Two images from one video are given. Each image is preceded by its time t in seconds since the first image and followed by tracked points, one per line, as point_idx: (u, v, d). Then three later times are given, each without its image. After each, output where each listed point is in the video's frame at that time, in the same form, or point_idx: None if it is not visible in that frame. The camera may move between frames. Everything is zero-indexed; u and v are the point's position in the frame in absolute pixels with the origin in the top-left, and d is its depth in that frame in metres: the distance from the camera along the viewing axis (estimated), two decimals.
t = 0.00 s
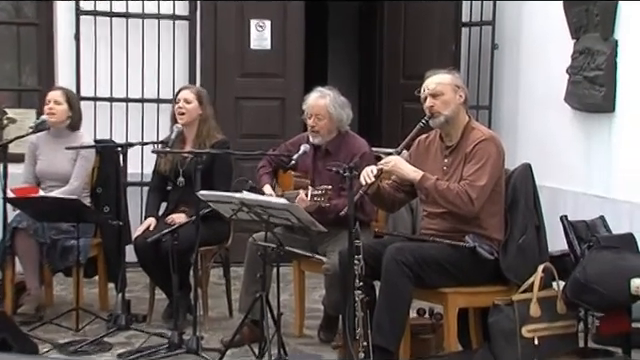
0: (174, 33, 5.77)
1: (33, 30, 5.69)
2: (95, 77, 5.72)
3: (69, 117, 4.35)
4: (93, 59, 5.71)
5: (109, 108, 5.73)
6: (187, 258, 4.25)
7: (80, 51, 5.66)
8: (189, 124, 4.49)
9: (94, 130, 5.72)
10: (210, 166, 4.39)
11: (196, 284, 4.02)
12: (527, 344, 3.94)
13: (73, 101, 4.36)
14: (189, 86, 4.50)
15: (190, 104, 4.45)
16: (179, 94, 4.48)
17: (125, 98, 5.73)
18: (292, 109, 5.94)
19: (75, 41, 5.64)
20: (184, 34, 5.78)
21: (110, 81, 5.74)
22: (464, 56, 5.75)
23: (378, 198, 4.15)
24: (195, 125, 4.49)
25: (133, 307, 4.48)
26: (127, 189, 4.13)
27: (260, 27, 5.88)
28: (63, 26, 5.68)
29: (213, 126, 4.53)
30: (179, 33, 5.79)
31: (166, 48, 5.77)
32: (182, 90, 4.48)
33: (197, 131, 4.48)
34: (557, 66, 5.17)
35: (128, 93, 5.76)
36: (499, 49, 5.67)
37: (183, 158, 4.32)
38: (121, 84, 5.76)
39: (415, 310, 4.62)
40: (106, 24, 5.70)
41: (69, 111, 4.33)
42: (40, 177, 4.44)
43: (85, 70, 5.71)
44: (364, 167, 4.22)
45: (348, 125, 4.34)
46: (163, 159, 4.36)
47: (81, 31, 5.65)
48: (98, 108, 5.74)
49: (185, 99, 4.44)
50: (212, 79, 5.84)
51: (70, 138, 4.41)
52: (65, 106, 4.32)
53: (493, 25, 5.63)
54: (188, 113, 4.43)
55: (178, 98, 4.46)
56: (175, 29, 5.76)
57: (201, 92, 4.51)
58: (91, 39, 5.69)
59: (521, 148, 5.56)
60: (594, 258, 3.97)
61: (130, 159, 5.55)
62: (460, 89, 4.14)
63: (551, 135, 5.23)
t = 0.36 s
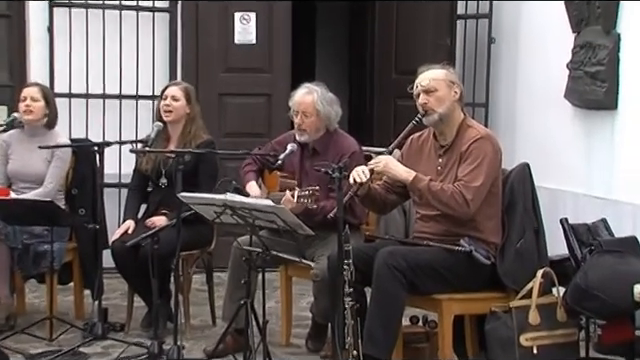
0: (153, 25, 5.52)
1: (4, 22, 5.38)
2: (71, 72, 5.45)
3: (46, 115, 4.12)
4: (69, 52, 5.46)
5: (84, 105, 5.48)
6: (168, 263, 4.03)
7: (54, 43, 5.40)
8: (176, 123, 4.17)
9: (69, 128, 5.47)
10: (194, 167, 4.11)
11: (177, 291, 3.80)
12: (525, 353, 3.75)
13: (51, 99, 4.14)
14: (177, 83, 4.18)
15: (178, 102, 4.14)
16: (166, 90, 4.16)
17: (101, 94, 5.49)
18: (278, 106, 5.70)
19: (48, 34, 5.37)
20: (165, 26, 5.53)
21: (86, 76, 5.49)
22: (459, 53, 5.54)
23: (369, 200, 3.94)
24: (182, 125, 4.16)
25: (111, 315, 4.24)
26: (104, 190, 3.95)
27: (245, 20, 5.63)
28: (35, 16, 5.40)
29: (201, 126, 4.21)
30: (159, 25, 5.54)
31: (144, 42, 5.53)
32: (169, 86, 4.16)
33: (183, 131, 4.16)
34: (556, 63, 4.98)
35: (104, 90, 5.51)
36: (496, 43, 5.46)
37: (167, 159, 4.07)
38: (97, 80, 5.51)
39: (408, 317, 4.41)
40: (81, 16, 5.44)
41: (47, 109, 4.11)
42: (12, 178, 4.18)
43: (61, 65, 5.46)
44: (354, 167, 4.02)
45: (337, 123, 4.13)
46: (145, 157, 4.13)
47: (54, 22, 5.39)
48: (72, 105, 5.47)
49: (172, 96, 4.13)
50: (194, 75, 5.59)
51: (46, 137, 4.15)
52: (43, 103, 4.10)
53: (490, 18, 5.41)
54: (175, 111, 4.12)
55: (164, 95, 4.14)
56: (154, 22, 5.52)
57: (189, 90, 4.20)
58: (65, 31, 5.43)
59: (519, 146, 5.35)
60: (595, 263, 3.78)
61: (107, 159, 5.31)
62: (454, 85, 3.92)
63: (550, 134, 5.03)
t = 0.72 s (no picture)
0: (131, 14, 5.25)
1: None
2: (45, 66, 5.18)
3: (15, 112, 3.89)
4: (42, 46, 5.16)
5: (59, 100, 5.18)
6: (146, 268, 3.80)
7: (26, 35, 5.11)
8: (156, 120, 3.90)
9: (43, 127, 5.19)
10: (176, 169, 3.85)
11: (156, 298, 3.58)
12: None
13: (20, 95, 3.93)
14: (160, 77, 3.91)
15: (159, 98, 3.87)
16: (146, 85, 3.90)
17: (76, 89, 5.21)
18: (264, 102, 5.46)
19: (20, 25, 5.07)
20: (143, 16, 5.28)
21: (60, 70, 5.20)
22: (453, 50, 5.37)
23: (359, 201, 3.73)
24: (163, 123, 3.90)
25: (86, 323, 4.01)
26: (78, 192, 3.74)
27: (228, 11, 5.39)
28: (5, 8, 5.08)
29: (184, 124, 3.93)
30: (137, 14, 5.27)
31: (122, 32, 5.25)
32: (150, 81, 3.90)
33: (165, 129, 3.89)
34: (555, 58, 4.77)
35: (80, 84, 5.23)
36: (493, 34, 5.31)
37: (147, 158, 3.84)
38: (71, 75, 5.22)
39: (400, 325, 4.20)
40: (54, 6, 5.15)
41: (15, 105, 3.88)
42: None
43: (33, 57, 5.15)
44: (343, 166, 3.81)
45: (326, 120, 3.92)
46: (123, 156, 3.89)
47: (26, 13, 5.10)
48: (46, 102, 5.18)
49: (153, 92, 3.86)
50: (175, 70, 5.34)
51: (16, 135, 3.92)
52: (11, 99, 3.88)
53: (487, 9, 5.20)
54: (156, 108, 3.85)
55: (145, 90, 3.88)
56: (132, 12, 5.25)
57: (172, 85, 3.92)
58: (38, 22, 5.14)
59: (519, 144, 5.15)
60: (598, 268, 3.57)
61: (83, 158, 5.08)
62: (449, 79, 3.72)
63: (549, 132, 4.84)
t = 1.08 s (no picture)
0: (108, 8, 4.94)
1: None
2: (16, 66, 4.90)
3: None
4: (13, 44, 4.89)
5: (31, 102, 4.89)
6: (123, 278, 3.60)
7: None
8: (133, 123, 3.69)
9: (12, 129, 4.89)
10: (154, 174, 3.65)
11: (133, 310, 3.38)
12: None
13: None
14: (137, 77, 3.69)
15: (135, 100, 3.65)
16: (123, 85, 3.67)
17: (49, 88, 4.91)
18: (247, 103, 5.14)
19: None
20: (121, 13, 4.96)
21: (30, 70, 4.91)
22: (448, 46, 5.05)
23: (348, 207, 3.52)
24: (140, 126, 3.68)
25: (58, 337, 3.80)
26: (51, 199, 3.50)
27: (209, 6, 5.05)
28: None
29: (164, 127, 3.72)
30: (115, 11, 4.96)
31: (98, 30, 4.95)
32: (126, 81, 3.67)
33: (142, 132, 3.68)
34: (554, 59, 4.61)
35: (52, 84, 4.93)
36: (490, 32, 5.07)
37: (124, 162, 3.63)
38: (44, 75, 4.93)
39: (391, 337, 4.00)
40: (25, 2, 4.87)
41: None
42: None
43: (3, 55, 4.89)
44: (331, 170, 3.61)
45: (314, 121, 3.73)
46: (99, 160, 3.69)
47: None
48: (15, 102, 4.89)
49: (130, 94, 3.64)
50: (154, 66, 5.01)
51: None
52: None
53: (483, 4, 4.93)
54: (133, 111, 3.64)
55: (121, 92, 3.66)
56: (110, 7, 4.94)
57: (150, 85, 3.69)
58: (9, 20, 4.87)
59: (516, 146, 4.93)
60: (601, 277, 3.39)
61: (55, 161, 4.86)
62: (443, 79, 3.53)
63: (547, 134, 4.65)
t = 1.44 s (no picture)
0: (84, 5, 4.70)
1: None
2: None
3: None
4: None
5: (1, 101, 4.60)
6: (101, 287, 3.40)
7: None
8: (111, 123, 3.49)
9: None
10: (134, 176, 3.44)
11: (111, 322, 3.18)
12: None
13: None
14: (113, 75, 3.48)
15: (112, 100, 3.45)
16: (98, 84, 3.47)
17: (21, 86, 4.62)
18: (232, 100, 4.91)
19: None
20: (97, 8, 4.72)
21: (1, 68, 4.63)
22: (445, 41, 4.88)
23: (340, 212, 3.33)
24: (118, 127, 3.49)
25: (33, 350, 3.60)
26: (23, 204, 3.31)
27: None
28: None
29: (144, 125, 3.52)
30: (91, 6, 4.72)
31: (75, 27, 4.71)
32: (102, 79, 3.47)
33: (120, 133, 3.48)
34: (557, 56, 4.43)
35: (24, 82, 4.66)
36: (489, 26, 4.86)
37: (101, 163, 3.42)
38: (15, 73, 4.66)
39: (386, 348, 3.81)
40: None
41: None
42: None
43: None
44: (322, 173, 3.42)
45: (304, 120, 3.53)
46: (74, 162, 3.49)
47: None
48: None
49: (106, 93, 3.44)
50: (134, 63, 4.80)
51: None
52: None
53: None
54: (110, 111, 3.44)
55: (96, 91, 3.45)
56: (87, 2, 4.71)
57: (128, 83, 3.49)
58: None
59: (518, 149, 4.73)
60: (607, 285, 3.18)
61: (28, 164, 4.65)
62: (440, 76, 3.33)
63: (549, 135, 4.47)
